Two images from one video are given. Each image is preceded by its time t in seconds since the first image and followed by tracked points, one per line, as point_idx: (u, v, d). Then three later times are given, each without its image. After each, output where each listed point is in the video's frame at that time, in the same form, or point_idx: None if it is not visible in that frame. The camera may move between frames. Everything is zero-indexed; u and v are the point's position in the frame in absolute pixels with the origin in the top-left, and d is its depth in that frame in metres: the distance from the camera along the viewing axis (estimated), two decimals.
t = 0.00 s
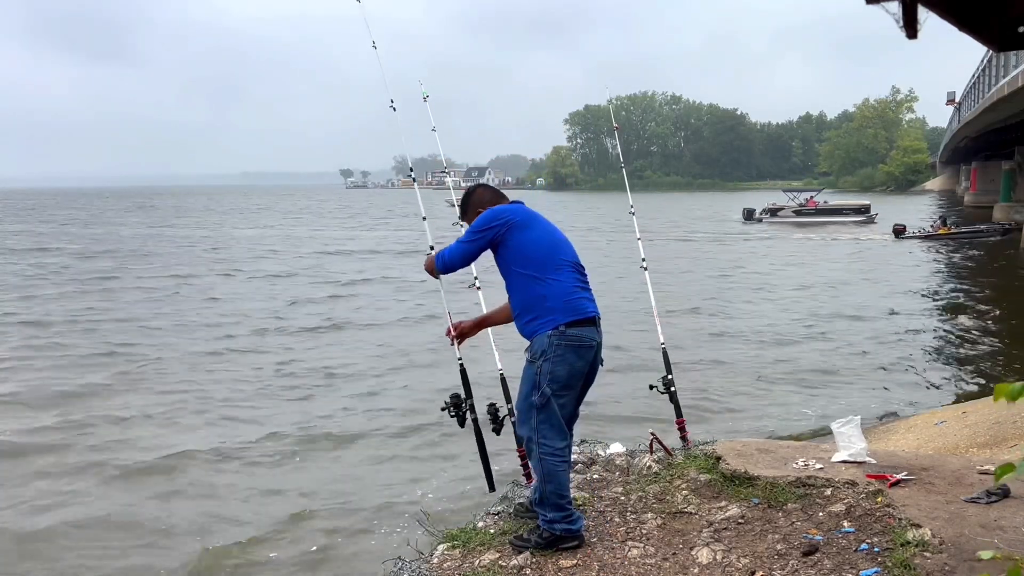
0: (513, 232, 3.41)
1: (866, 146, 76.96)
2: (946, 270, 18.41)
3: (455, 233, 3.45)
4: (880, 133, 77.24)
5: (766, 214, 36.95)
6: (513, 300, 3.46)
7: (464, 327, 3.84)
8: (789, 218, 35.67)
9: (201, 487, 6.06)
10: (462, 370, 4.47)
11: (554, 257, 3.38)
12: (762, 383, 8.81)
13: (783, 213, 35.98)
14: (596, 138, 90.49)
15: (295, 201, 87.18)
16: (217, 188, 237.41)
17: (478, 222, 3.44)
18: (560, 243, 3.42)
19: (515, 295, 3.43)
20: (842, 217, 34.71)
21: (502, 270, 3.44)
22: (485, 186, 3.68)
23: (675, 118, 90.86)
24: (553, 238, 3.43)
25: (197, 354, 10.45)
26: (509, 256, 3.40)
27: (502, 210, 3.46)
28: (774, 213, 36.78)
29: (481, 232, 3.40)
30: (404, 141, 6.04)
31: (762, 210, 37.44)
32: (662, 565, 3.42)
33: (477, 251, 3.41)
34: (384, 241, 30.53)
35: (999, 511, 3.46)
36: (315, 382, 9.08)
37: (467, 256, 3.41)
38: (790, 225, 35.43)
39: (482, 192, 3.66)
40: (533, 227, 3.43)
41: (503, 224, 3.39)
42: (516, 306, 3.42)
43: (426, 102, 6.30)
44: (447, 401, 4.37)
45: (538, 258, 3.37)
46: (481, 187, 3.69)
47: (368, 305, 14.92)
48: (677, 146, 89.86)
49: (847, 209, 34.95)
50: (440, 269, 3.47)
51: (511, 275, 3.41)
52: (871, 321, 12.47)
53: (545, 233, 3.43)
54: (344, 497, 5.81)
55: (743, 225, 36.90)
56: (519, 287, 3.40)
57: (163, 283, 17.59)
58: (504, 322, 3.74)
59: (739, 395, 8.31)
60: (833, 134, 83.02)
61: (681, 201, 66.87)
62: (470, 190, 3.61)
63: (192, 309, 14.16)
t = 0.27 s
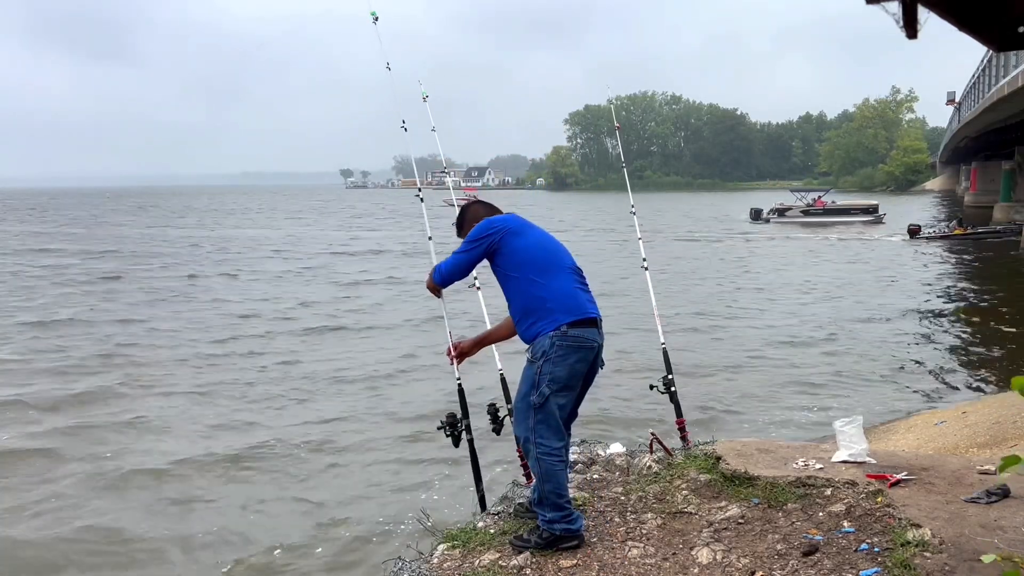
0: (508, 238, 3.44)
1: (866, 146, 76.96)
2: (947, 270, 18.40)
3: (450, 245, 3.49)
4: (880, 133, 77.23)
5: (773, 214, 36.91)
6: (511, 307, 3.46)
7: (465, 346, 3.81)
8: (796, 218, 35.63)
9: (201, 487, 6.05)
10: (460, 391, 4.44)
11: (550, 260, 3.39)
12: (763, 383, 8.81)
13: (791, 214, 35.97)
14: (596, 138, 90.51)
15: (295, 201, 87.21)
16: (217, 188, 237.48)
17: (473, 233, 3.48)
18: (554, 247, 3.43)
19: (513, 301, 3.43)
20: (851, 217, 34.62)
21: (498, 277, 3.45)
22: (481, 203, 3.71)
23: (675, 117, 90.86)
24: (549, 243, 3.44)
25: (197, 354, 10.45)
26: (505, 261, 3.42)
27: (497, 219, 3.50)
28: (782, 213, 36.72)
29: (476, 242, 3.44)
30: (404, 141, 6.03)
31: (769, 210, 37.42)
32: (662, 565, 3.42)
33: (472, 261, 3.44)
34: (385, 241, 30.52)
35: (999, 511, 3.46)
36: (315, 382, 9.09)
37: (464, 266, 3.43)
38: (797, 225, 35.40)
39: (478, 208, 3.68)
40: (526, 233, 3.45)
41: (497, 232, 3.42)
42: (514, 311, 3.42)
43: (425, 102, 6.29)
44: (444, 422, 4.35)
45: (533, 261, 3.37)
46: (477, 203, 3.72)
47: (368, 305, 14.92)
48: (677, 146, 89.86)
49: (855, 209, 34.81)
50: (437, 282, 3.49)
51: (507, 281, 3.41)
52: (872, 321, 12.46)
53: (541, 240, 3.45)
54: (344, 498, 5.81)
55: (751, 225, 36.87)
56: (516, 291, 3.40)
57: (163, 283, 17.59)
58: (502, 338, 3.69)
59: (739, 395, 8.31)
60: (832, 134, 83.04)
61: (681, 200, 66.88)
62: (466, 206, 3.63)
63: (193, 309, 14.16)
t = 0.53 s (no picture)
0: (505, 247, 3.44)
1: (866, 146, 76.96)
2: (947, 270, 18.40)
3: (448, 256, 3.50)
4: (880, 133, 77.20)
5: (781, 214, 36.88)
6: (510, 315, 3.46)
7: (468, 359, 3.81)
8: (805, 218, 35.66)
9: (201, 486, 6.05)
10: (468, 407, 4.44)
11: (548, 267, 3.38)
12: (763, 383, 8.81)
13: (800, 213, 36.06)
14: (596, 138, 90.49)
15: (295, 200, 87.17)
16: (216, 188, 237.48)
17: (470, 244, 3.50)
18: (552, 255, 3.43)
19: (511, 308, 3.43)
20: (858, 217, 34.56)
21: (496, 286, 3.45)
22: (479, 215, 3.72)
23: (675, 118, 90.86)
24: (547, 251, 3.44)
25: (196, 354, 10.45)
26: (502, 270, 3.42)
27: (494, 230, 3.50)
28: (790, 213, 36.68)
29: (473, 252, 3.45)
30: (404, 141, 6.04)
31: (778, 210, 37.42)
32: (662, 565, 3.42)
33: (470, 271, 3.45)
34: (385, 241, 30.52)
35: (998, 511, 3.47)
36: (315, 382, 9.09)
37: (462, 277, 3.45)
38: (806, 225, 35.47)
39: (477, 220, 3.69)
40: (523, 242, 3.45)
41: (493, 242, 3.43)
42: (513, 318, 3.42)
43: (425, 102, 6.29)
44: (448, 436, 4.33)
45: (531, 269, 3.37)
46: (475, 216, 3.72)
47: (368, 305, 14.93)
48: (677, 146, 89.86)
49: (865, 209, 34.72)
50: (436, 293, 3.51)
51: (506, 290, 3.42)
52: (872, 321, 12.46)
53: (538, 248, 3.45)
54: (344, 497, 5.81)
55: (757, 225, 36.83)
56: (514, 300, 3.40)
57: (162, 283, 17.57)
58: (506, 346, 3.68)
59: (739, 395, 8.32)
60: (832, 134, 83.05)
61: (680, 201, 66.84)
62: (463, 219, 3.63)
63: (193, 309, 14.17)
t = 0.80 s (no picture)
0: (502, 264, 3.45)
1: (866, 146, 76.99)
2: (947, 271, 18.41)
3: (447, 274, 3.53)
4: (880, 133, 77.19)
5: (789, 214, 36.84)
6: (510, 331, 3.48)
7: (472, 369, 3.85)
8: (812, 218, 35.57)
9: (202, 487, 6.06)
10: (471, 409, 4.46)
11: (545, 283, 3.38)
12: (763, 382, 8.81)
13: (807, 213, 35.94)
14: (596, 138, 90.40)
15: (294, 201, 87.13)
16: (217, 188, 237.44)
17: (468, 262, 3.52)
18: (549, 271, 3.42)
19: (510, 324, 3.45)
20: (867, 217, 34.48)
21: (495, 303, 3.47)
22: (479, 231, 3.72)
23: (676, 118, 90.88)
24: (544, 267, 3.44)
25: (196, 354, 10.45)
26: (500, 287, 3.44)
27: (491, 247, 3.52)
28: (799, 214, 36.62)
29: (470, 270, 3.48)
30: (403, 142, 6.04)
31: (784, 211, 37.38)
32: (662, 565, 3.42)
33: (468, 290, 3.47)
34: (386, 241, 30.53)
35: (998, 511, 3.47)
36: (315, 382, 9.08)
37: (461, 295, 3.48)
38: (813, 225, 35.39)
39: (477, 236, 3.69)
40: (520, 258, 3.45)
41: (490, 260, 3.44)
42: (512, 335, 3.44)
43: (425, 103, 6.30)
44: (452, 439, 4.33)
45: (528, 286, 3.38)
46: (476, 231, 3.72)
47: (368, 305, 14.91)
48: (677, 146, 89.87)
49: (873, 209, 34.59)
50: (435, 310, 3.55)
51: (504, 307, 3.44)
52: (872, 320, 12.47)
53: (535, 264, 3.44)
54: (345, 498, 5.81)
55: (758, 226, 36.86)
56: (512, 316, 3.42)
57: (162, 283, 17.56)
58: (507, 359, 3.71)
59: (739, 395, 8.32)
60: (832, 134, 83.07)
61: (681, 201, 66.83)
62: (463, 236, 3.64)
63: (194, 309, 14.18)
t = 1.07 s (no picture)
0: (501, 281, 3.43)
1: (866, 146, 76.97)
2: (947, 270, 18.39)
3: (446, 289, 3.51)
4: (880, 133, 77.14)
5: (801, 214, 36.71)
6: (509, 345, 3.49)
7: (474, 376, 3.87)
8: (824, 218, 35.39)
9: (202, 487, 6.06)
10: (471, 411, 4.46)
11: (544, 301, 3.37)
12: (763, 383, 8.81)
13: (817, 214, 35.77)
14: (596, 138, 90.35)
15: (294, 201, 87.12)
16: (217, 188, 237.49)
17: (467, 277, 3.50)
18: (549, 289, 3.40)
19: (509, 340, 3.45)
20: (875, 217, 34.30)
21: (495, 320, 3.47)
22: (479, 243, 3.68)
23: (676, 118, 90.90)
24: (543, 284, 3.42)
25: (197, 354, 10.45)
26: (498, 304, 3.43)
27: (490, 263, 3.49)
28: (806, 214, 36.49)
29: (469, 286, 3.46)
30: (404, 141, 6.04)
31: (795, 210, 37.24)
32: (662, 565, 3.42)
33: (467, 306, 3.46)
34: (387, 241, 30.54)
35: (998, 510, 3.47)
36: (315, 382, 9.09)
37: (460, 311, 3.46)
38: (823, 226, 35.20)
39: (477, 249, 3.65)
40: (520, 276, 3.43)
41: (489, 277, 3.42)
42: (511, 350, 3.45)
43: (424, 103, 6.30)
44: (453, 440, 4.33)
45: (526, 305, 3.37)
46: (476, 243, 3.68)
47: (368, 305, 14.92)
48: (678, 146, 89.82)
49: (882, 208, 34.36)
50: (435, 324, 3.54)
51: (503, 324, 3.43)
52: (872, 321, 12.47)
53: (534, 281, 3.42)
54: (345, 498, 5.81)
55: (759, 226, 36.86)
56: (511, 333, 3.42)
57: (162, 284, 17.55)
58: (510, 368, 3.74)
59: (739, 395, 8.32)
60: (832, 134, 83.06)
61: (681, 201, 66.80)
62: (465, 249, 3.61)
63: (194, 308, 14.20)
